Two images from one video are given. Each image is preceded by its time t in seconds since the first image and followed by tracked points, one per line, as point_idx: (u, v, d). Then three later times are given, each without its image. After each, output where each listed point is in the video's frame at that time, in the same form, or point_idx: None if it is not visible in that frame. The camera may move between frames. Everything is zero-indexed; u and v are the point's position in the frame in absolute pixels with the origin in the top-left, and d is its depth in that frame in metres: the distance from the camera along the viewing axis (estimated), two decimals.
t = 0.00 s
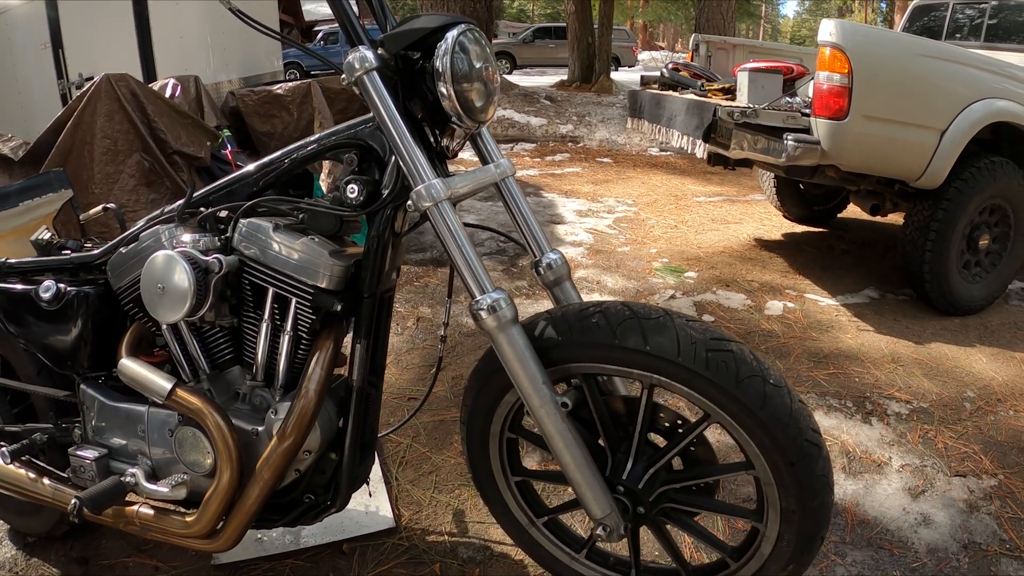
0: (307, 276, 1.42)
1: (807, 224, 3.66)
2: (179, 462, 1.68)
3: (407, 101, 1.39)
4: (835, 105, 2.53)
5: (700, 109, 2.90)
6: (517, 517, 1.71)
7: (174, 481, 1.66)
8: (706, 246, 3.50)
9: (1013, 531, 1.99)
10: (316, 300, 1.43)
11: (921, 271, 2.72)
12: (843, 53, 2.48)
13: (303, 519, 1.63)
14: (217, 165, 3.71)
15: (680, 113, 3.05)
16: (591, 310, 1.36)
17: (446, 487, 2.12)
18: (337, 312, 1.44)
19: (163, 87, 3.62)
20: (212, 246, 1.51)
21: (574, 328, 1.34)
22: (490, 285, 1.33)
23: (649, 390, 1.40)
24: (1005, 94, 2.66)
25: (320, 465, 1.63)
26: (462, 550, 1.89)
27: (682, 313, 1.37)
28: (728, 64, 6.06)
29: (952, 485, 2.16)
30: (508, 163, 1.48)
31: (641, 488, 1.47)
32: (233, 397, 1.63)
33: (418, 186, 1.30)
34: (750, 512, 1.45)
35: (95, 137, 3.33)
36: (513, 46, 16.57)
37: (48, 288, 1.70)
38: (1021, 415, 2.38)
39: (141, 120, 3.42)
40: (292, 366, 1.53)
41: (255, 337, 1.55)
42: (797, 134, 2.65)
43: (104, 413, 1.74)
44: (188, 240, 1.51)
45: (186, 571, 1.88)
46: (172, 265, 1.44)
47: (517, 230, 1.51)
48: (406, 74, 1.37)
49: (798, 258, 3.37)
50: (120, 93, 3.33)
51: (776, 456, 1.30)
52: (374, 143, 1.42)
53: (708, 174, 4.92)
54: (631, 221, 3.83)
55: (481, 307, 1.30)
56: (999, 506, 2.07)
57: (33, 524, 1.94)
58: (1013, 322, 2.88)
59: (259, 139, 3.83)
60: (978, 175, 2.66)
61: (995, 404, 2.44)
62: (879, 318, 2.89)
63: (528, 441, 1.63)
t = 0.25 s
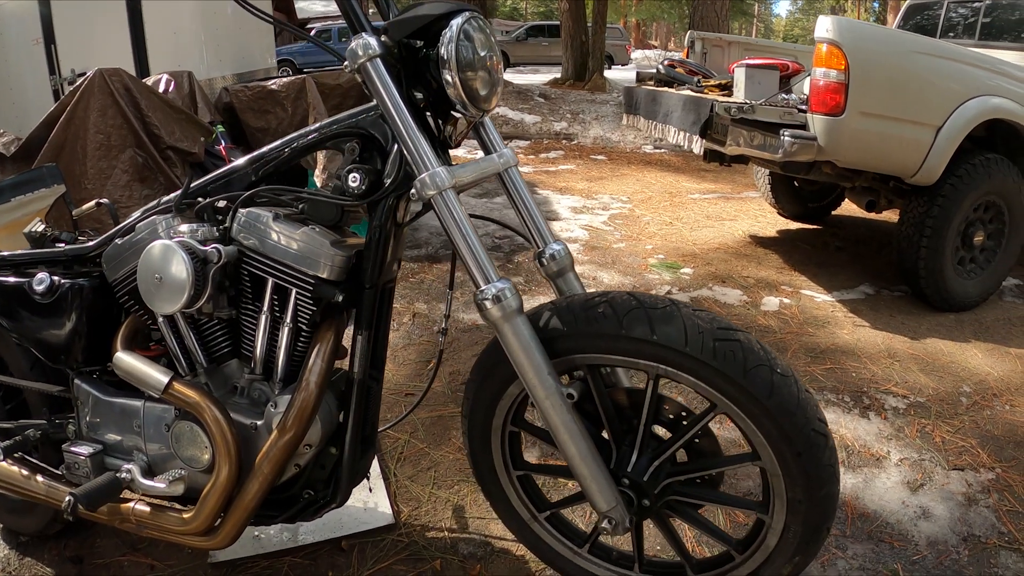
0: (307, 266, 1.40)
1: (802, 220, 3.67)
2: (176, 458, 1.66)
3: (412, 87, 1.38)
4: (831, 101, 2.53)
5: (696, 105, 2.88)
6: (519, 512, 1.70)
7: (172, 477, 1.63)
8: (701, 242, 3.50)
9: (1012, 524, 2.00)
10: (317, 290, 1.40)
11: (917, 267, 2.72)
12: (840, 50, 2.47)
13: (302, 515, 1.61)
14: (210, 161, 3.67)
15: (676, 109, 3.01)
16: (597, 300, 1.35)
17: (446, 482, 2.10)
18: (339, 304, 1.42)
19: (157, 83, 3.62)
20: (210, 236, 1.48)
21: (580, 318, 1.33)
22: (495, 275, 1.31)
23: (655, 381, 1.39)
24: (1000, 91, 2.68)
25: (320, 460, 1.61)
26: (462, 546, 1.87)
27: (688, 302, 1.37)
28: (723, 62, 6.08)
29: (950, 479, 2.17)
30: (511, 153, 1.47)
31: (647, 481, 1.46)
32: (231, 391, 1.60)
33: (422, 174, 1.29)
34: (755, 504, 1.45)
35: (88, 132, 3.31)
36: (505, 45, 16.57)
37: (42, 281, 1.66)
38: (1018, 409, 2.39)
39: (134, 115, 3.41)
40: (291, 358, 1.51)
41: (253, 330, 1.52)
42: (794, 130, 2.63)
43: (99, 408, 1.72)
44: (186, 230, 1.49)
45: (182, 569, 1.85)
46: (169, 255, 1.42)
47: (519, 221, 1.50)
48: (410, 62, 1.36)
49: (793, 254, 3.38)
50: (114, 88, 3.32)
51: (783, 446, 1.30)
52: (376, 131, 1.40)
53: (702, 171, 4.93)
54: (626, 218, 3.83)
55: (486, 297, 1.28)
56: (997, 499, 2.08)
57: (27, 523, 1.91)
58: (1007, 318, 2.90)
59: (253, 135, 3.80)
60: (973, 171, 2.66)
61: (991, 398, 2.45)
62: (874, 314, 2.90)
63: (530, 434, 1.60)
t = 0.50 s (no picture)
0: (310, 256, 1.38)
1: (798, 218, 3.68)
2: (175, 453, 1.63)
3: (417, 76, 1.37)
4: (830, 98, 2.52)
5: (695, 101, 2.86)
6: (523, 507, 1.68)
7: (172, 473, 1.59)
8: (699, 239, 3.50)
9: (1012, 518, 2.00)
10: (321, 281, 1.38)
11: (914, 264, 2.73)
12: (839, 47, 2.48)
13: (304, 512, 1.58)
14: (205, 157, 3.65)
15: (675, 105, 3.00)
16: (606, 290, 1.34)
17: (447, 479, 2.08)
18: (343, 295, 1.40)
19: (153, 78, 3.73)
20: (211, 226, 1.46)
21: (588, 309, 1.32)
22: (502, 265, 1.30)
23: (663, 373, 1.38)
24: (996, 89, 2.69)
25: (322, 455, 1.58)
26: (465, 542, 1.86)
27: (696, 293, 1.37)
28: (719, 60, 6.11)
29: (950, 473, 2.17)
30: (517, 144, 1.46)
31: (654, 474, 1.45)
32: (231, 385, 1.58)
33: (429, 163, 1.28)
34: (763, 496, 1.45)
35: (83, 127, 3.39)
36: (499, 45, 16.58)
37: (39, 273, 1.64)
38: (1015, 405, 2.40)
39: (129, 109, 3.49)
40: (294, 351, 1.48)
41: (255, 322, 1.50)
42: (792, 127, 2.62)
43: (95, 404, 1.69)
44: (187, 220, 1.46)
45: (181, 568, 1.83)
46: (169, 245, 1.39)
47: (525, 212, 1.49)
48: (416, 50, 1.35)
49: (790, 252, 3.39)
50: (109, 82, 3.40)
51: (792, 436, 1.30)
52: (381, 121, 1.38)
53: (698, 169, 4.94)
54: (623, 215, 3.83)
55: (494, 287, 1.27)
56: (997, 494, 2.09)
57: (21, 522, 1.88)
58: (1003, 315, 2.91)
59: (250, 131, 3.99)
60: (970, 169, 2.67)
61: (989, 394, 2.45)
62: (872, 311, 2.91)
63: (536, 428, 1.58)
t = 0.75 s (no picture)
0: (315, 246, 1.35)
1: (795, 215, 3.69)
2: (174, 449, 1.60)
3: (424, 64, 1.35)
4: (829, 95, 2.52)
5: (695, 97, 2.86)
6: (527, 503, 1.66)
7: (171, 468, 1.57)
8: (696, 236, 3.50)
9: (1012, 512, 2.01)
10: (326, 272, 1.36)
11: (911, 261, 2.74)
12: (838, 44, 2.48)
13: (306, 508, 1.55)
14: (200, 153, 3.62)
15: (674, 102, 2.98)
16: (614, 281, 1.33)
17: (448, 475, 2.06)
18: (348, 286, 1.38)
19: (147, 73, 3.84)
20: (213, 216, 1.43)
21: (597, 300, 1.31)
22: (511, 256, 1.28)
23: (672, 365, 1.37)
24: (994, 87, 2.69)
25: (325, 450, 1.56)
26: (467, 539, 1.84)
27: (705, 285, 1.37)
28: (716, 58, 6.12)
29: (950, 468, 2.17)
30: (524, 135, 1.45)
31: (662, 467, 1.45)
32: (231, 379, 1.55)
33: (437, 152, 1.26)
34: (771, 489, 1.45)
35: (79, 122, 3.49)
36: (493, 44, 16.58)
37: (34, 265, 1.63)
38: (1013, 401, 2.40)
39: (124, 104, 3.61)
40: (296, 343, 1.46)
41: (257, 315, 1.48)
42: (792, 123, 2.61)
43: (92, 399, 1.67)
44: (188, 209, 1.44)
45: (179, 567, 1.80)
46: (172, 236, 1.37)
47: (531, 203, 1.48)
48: (424, 40, 1.33)
49: (788, 249, 3.40)
50: (105, 77, 3.51)
51: (802, 427, 1.31)
52: (387, 110, 1.37)
53: (694, 167, 4.95)
54: (620, 212, 3.82)
55: (503, 278, 1.25)
56: (997, 488, 2.09)
57: (16, 520, 1.86)
58: (1000, 312, 2.93)
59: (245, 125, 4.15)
60: (968, 166, 2.67)
61: (987, 390, 2.46)
62: (869, 307, 2.92)
63: (541, 422, 1.56)
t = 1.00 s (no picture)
0: (317, 237, 1.33)
1: (791, 213, 3.70)
2: (173, 445, 1.58)
3: (428, 54, 1.33)
4: (827, 92, 2.52)
5: (693, 93, 2.86)
6: (530, 498, 1.64)
7: (170, 465, 1.55)
8: (693, 234, 3.50)
9: (1010, 507, 2.01)
10: (329, 264, 1.34)
11: (908, 258, 2.75)
12: (837, 41, 2.48)
13: (307, 505, 1.53)
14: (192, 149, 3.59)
15: (671, 98, 2.98)
16: (622, 273, 1.33)
17: (448, 471, 2.04)
18: (351, 278, 1.36)
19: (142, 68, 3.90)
20: (213, 206, 1.41)
21: (605, 292, 1.30)
22: (518, 247, 1.27)
23: (679, 358, 1.36)
24: (990, 86, 2.70)
25: (327, 446, 1.53)
26: (469, 535, 1.82)
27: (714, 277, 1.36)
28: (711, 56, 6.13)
29: (949, 463, 2.18)
30: (529, 126, 1.44)
31: (669, 460, 1.44)
32: (231, 373, 1.52)
33: (443, 141, 1.24)
34: (777, 483, 1.45)
35: (73, 117, 3.57)
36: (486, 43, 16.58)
37: (29, 258, 1.61)
38: (1011, 397, 2.41)
39: (119, 99, 3.66)
40: (297, 337, 1.43)
41: (257, 308, 1.45)
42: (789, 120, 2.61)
43: (88, 394, 1.65)
44: (188, 200, 1.41)
45: (175, 566, 1.79)
46: (172, 227, 1.34)
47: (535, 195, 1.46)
48: (430, 29, 1.32)
49: (784, 246, 3.40)
50: (99, 71, 3.57)
51: (810, 420, 1.31)
52: (392, 100, 1.35)
53: (690, 165, 4.95)
54: (616, 209, 3.82)
55: (510, 269, 1.24)
56: (996, 483, 2.10)
57: (9, 519, 1.84)
58: (995, 309, 2.94)
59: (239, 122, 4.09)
60: (964, 164, 2.69)
61: (985, 386, 2.46)
62: (866, 304, 2.93)
63: (545, 417, 1.54)
